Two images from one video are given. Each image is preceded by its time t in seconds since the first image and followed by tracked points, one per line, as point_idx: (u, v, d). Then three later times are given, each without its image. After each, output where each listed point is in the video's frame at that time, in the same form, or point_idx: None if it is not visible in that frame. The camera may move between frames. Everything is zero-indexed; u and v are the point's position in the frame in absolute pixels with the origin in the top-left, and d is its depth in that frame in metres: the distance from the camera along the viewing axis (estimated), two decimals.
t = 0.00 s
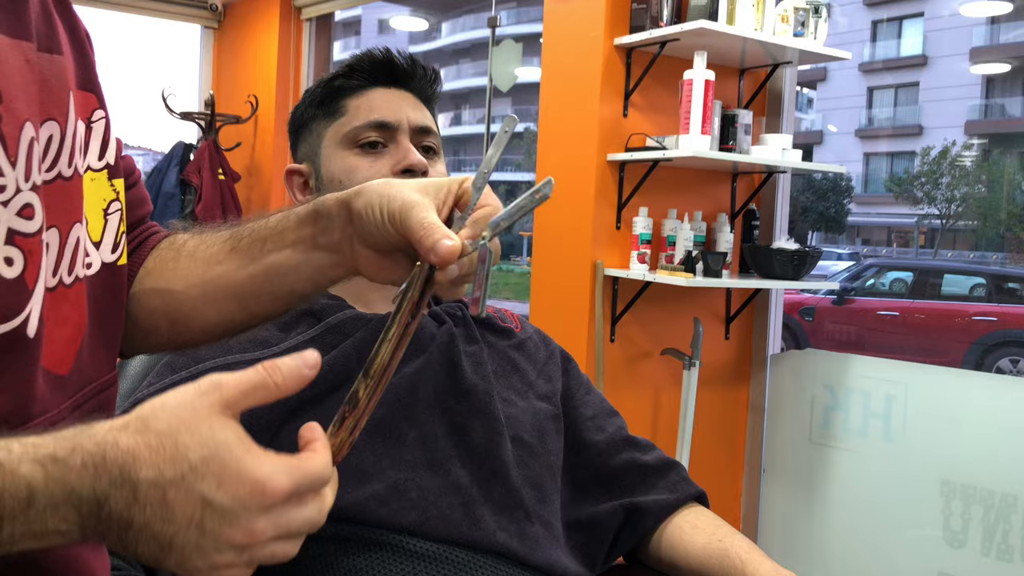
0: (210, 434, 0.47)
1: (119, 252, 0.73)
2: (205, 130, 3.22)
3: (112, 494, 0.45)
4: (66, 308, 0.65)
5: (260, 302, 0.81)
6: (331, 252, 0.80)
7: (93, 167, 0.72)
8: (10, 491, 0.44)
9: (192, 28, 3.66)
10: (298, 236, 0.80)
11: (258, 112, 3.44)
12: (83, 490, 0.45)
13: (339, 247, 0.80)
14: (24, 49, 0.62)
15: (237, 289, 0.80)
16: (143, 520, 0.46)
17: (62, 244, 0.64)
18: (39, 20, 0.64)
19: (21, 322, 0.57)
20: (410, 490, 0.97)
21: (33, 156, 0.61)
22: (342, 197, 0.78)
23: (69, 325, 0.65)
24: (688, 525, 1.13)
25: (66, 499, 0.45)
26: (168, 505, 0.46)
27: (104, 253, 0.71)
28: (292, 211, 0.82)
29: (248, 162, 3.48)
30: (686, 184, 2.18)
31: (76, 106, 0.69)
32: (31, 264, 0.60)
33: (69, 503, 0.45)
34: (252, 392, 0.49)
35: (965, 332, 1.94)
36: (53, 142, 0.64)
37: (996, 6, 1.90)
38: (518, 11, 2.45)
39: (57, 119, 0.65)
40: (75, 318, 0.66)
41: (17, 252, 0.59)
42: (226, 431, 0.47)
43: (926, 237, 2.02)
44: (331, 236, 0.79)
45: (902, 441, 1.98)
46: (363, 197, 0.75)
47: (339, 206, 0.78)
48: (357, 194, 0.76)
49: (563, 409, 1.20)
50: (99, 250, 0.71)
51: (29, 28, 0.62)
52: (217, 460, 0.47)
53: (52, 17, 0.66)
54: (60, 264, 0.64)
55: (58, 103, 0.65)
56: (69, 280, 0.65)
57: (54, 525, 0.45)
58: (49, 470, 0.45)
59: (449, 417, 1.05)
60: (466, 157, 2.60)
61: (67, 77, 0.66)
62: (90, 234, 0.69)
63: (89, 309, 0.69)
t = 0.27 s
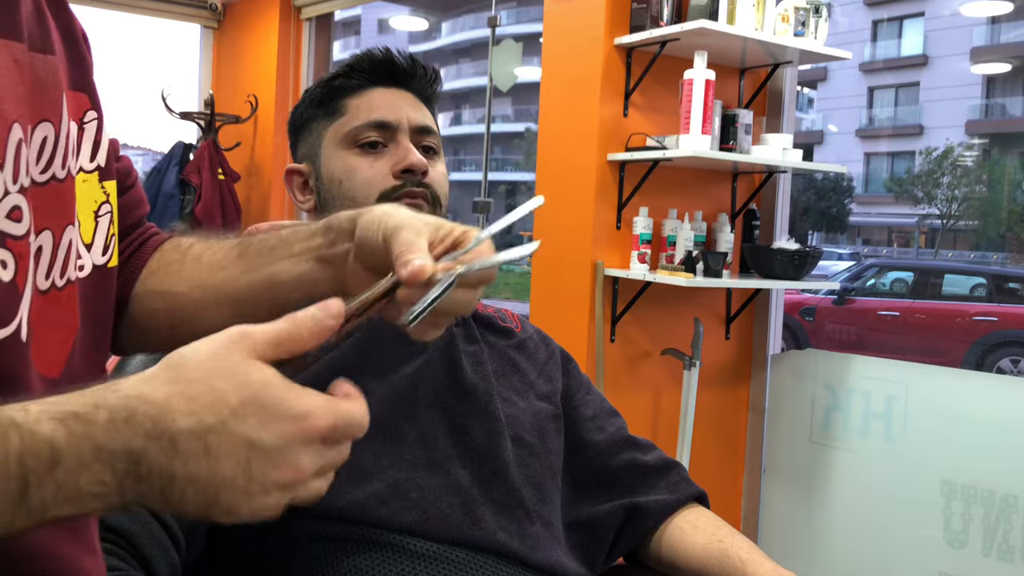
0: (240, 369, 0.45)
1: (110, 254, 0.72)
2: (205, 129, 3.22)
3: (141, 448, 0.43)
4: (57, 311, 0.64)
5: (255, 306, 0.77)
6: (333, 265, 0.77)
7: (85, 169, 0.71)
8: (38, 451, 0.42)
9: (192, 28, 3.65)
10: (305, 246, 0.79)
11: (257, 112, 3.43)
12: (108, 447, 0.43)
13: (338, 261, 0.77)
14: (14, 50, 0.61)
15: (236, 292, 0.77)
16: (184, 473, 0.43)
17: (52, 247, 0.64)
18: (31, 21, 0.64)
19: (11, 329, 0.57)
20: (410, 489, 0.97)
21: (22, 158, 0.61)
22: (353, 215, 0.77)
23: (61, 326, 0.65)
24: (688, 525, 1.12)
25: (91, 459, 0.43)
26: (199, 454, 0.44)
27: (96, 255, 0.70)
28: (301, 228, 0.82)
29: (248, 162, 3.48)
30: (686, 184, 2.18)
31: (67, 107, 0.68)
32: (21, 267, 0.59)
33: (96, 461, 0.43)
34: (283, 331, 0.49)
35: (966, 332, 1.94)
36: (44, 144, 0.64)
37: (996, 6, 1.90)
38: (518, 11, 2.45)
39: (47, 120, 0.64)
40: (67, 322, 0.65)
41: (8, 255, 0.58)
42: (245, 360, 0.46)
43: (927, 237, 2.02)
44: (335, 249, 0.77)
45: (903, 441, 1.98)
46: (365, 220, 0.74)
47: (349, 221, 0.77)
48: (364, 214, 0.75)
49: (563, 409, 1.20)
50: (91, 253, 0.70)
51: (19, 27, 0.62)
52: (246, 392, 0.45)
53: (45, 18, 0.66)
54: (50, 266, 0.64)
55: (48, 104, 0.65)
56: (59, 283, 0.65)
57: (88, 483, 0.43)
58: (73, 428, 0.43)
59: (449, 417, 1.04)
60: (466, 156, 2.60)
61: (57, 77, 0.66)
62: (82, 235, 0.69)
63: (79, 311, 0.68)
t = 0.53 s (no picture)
0: (249, 422, 0.48)
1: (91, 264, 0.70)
2: (204, 129, 3.22)
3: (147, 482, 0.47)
4: (63, 320, 0.64)
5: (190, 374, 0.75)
6: (264, 360, 0.75)
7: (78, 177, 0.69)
8: (53, 484, 0.46)
9: (192, 28, 3.65)
10: (245, 332, 0.76)
11: (257, 112, 3.43)
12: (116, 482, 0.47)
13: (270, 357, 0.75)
14: (23, 56, 0.61)
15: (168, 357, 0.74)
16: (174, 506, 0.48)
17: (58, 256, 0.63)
18: (36, 27, 0.63)
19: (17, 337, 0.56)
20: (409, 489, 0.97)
21: (35, 165, 0.60)
22: (296, 317, 0.76)
23: (63, 338, 0.64)
24: (688, 525, 1.12)
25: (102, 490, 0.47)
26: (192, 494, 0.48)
27: (82, 264, 0.68)
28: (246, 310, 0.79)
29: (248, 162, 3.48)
30: (686, 183, 2.18)
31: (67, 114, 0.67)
32: (36, 275, 0.59)
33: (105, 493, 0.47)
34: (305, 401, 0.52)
35: (966, 332, 1.94)
36: (51, 151, 0.63)
37: (997, 6, 1.90)
38: (518, 11, 2.45)
39: (53, 127, 0.64)
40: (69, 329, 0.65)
41: (25, 264, 0.58)
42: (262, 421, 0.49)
43: (927, 237, 2.02)
44: (268, 345, 0.75)
45: (903, 441, 1.98)
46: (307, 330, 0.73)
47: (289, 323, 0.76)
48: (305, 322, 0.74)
49: (563, 408, 1.20)
50: (78, 261, 0.68)
51: (26, 34, 0.61)
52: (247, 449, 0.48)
53: (46, 26, 0.65)
54: (57, 275, 0.63)
55: (54, 111, 0.64)
56: (59, 292, 0.63)
57: (97, 512, 0.47)
58: (91, 463, 0.46)
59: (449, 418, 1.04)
60: (466, 157, 2.60)
61: (59, 83, 0.65)
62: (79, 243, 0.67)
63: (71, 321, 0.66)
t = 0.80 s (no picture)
0: (272, 454, 0.46)
1: (88, 266, 0.69)
2: (205, 130, 3.23)
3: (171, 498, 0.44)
4: (58, 321, 0.62)
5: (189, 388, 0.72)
6: (263, 371, 0.73)
7: (75, 179, 0.68)
8: (72, 508, 0.41)
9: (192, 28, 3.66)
10: (245, 344, 0.74)
11: (258, 112, 3.44)
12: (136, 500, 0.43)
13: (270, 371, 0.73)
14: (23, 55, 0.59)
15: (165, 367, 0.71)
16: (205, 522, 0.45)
17: (54, 256, 0.61)
18: (35, 26, 0.61)
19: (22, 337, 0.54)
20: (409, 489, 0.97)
21: (33, 165, 0.59)
22: (296, 330, 0.75)
23: (58, 338, 0.62)
24: (688, 525, 1.13)
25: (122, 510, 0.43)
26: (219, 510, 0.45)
27: (79, 266, 0.67)
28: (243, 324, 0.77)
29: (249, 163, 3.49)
30: (685, 184, 2.19)
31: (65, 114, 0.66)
32: (33, 275, 0.57)
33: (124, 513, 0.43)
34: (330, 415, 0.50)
35: (965, 332, 1.94)
36: (49, 151, 0.61)
37: (995, 6, 1.90)
38: (518, 11, 2.46)
39: (52, 127, 0.62)
40: (63, 331, 0.63)
41: (23, 263, 0.56)
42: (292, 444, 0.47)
43: (926, 237, 2.02)
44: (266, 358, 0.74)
45: (902, 441, 1.98)
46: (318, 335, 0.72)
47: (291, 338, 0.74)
48: (309, 336, 0.73)
49: (563, 408, 1.21)
50: (76, 263, 0.67)
51: (29, 33, 0.60)
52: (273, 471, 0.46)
53: (44, 28, 0.64)
54: (54, 275, 0.61)
55: (53, 111, 0.63)
56: (55, 292, 0.62)
57: (117, 532, 0.44)
58: (112, 486, 0.43)
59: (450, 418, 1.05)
60: (466, 157, 2.61)
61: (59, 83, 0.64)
62: (76, 245, 0.66)
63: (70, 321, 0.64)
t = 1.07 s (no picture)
0: (291, 486, 0.47)
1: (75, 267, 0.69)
2: (205, 130, 3.23)
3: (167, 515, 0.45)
4: (49, 323, 0.62)
5: (142, 376, 0.72)
6: (203, 358, 0.75)
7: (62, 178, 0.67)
8: (58, 558, 0.43)
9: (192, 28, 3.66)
10: (190, 336, 0.78)
11: (258, 112, 3.44)
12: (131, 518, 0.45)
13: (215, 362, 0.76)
14: (13, 57, 0.59)
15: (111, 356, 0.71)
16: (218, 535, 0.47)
17: (45, 256, 0.61)
18: (25, 29, 0.61)
19: (14, 338, 0.54)
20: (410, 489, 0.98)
21: (25, 165, 0.58)
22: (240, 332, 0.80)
23: (51, 339, 0.62)
24: (688, 524, 1.13)
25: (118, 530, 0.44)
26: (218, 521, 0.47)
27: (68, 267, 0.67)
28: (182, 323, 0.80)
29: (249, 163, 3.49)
30: (685, 184, 2.19)
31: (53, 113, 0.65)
32: (26, 276, 0.57)
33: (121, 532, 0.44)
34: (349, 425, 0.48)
35: (965, 332, 1.95)
36: (40, 153, 0.61)
37: (995, 6, 1.91)
38: (518, 11, 2.46)
39: (43, 127, 0.62)
40: (54, 333, 0.63)
41: (15, 264, 0.56)
42: (298, 462, 0.47)
43: (926, 237, 2.03)
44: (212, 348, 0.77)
45: (902, 441, 1.99)
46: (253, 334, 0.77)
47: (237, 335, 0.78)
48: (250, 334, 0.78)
49: (563, 407, 1.21)
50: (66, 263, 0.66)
51: (16, 32, 0.59)
52: (286, 484, 0.47)
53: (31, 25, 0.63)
54: (45, 277, 0.61)
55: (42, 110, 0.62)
56: (48, 293, 0.62)
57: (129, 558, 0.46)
58: (101, 535, 0.44)
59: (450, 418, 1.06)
60: (466, 157, 2.61)
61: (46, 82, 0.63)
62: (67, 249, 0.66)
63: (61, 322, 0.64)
